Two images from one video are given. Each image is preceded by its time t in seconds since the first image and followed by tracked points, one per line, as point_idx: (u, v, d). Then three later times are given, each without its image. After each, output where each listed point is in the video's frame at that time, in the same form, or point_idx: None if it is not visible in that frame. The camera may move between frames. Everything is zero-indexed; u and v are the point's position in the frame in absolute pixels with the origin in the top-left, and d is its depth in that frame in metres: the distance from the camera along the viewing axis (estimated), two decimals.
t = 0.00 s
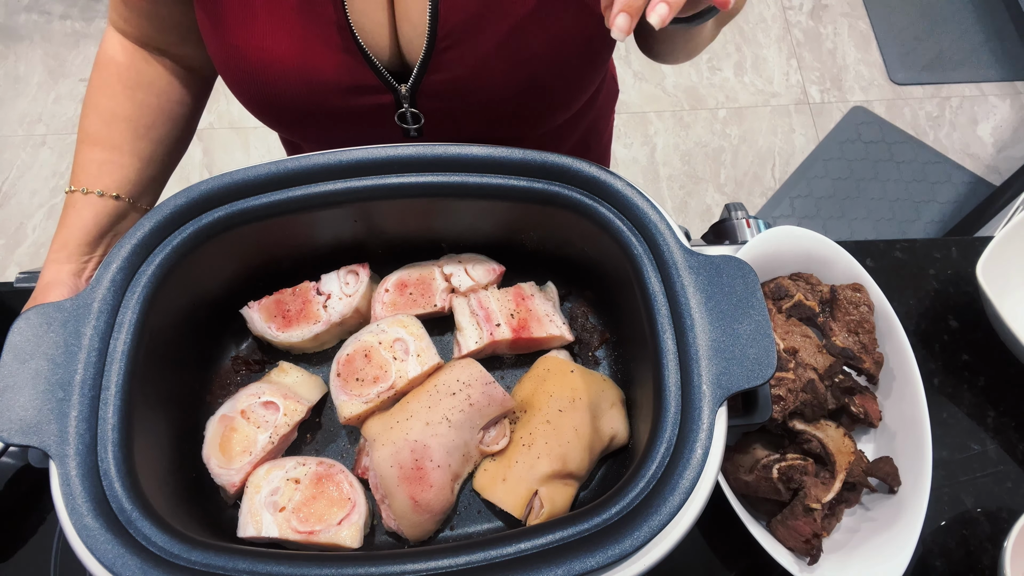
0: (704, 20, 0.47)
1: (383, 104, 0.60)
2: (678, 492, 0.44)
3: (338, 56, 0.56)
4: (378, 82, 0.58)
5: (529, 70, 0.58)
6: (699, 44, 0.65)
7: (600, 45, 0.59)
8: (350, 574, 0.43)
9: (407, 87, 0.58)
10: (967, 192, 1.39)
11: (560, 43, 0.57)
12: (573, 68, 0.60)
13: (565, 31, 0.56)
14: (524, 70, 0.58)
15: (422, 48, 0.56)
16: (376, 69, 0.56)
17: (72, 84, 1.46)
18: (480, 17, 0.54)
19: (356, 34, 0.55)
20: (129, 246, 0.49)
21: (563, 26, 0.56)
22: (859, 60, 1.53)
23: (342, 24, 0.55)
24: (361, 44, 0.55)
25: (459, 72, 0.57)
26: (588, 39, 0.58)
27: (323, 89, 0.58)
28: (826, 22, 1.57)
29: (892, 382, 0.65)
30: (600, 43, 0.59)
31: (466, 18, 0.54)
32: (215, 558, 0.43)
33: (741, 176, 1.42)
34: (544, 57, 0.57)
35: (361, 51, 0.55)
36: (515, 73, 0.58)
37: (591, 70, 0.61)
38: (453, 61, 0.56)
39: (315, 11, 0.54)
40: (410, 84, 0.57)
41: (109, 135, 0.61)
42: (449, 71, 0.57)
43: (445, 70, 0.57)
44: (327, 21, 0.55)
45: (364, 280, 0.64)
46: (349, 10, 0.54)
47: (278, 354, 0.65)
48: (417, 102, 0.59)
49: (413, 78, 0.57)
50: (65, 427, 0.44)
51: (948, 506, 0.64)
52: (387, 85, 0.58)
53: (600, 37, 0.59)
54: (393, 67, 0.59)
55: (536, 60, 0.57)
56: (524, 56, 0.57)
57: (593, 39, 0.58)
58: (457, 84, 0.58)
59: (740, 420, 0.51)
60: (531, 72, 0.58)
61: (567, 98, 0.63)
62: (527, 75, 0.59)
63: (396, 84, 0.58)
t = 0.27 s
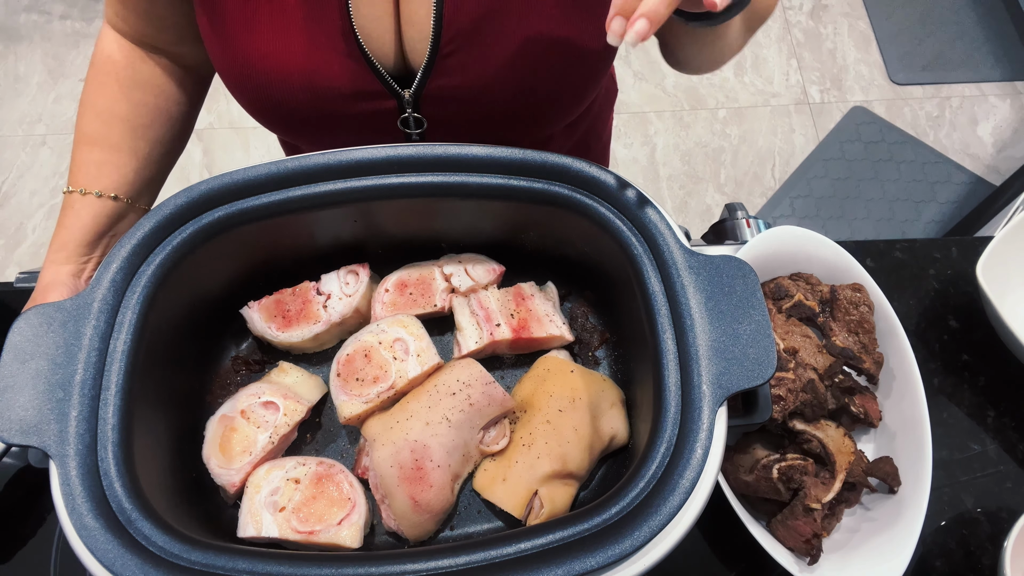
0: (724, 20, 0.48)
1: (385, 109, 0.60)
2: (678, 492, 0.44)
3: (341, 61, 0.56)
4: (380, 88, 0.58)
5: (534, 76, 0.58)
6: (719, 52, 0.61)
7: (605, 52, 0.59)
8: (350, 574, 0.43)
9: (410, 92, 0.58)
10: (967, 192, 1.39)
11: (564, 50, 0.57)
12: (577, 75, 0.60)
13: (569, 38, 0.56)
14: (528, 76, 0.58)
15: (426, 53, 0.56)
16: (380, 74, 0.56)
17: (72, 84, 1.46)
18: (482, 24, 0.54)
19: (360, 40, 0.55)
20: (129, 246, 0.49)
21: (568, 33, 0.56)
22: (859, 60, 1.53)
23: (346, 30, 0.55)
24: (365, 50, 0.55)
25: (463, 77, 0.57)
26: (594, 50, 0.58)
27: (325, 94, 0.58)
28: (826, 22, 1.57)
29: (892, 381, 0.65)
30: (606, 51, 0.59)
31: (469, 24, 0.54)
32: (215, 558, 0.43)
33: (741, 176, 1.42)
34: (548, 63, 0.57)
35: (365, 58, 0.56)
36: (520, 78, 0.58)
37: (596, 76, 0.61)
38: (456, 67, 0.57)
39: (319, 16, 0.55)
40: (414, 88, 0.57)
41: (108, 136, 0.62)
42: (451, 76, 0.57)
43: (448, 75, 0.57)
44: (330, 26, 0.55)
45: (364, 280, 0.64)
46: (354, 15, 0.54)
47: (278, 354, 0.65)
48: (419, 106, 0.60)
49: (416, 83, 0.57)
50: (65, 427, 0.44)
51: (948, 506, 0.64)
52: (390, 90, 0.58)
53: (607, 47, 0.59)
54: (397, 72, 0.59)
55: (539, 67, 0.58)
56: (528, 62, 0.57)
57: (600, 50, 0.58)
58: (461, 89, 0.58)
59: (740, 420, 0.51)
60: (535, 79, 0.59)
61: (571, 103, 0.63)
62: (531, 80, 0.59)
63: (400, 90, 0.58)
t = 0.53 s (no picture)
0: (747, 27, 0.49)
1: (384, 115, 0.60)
2: (678, 492, 0.44)
3: (342, 67, 0.56)
4: (380, 94, 0.58)
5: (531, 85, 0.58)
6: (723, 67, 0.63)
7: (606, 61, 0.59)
8: (350, 574, 0.43)
9: (410, 99, 0.58)
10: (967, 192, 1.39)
11: (564, 58, 0.57)
12: (578, 85, 0.60)
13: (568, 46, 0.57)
14: (527, 83, 0.58)
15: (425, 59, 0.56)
16: (379, 80, 0.57)
17: (72, 84, 1.46)
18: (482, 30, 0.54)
19: (360, 46, 0.55)
20: (129, 246, 0.49)
21: (567, 42, 0.56)
22: (859, 60, 1.53)
23: (348, 35, 0.55)
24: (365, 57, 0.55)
25: (461, 84, 0.57)
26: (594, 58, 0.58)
27: (326, 98, 0.58)
28: (826, 22, 1.57)
29: (892, 381, 0.65)
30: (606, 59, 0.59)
31: (469, 31, 0.54)
32: (215, 558, 0.43)
33: (741, 176, 1.42)
34: (548, 71, 0.58)
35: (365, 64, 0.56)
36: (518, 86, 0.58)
37: (597, 86, 0.61)
38: (456, 74, 0.57)
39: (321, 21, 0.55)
40: (413, 95, 0.58)
41: (108, 137, 0.62)
42: (451, 83, 0.57)
43: (448, 82, 0.57)
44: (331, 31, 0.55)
45: (364, 280, 0.64)
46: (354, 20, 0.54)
47: (278, 354, 0.65)
48: (419, 113, 0.60)
49: (416, 89, 0.57)
50: (65, 427, 0.44)
51: (948, 506, 0.64)
52: (389, 96, 0.58)
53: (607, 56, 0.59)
54: (397, 78, 0.59)
55: (539, 74, 0.58)
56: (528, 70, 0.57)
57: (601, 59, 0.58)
58: (459, 96, 0.59)
59: (740, 420, 0.51)
60: (533, 87, 0.59)
61: (572, 111, 0.63)
62: (531, 88, 0.59)
63: (400, 96, 0.59)
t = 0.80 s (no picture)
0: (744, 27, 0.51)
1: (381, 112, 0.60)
2: (678, 492, 0.44)
3: (336, 63, 0.56)
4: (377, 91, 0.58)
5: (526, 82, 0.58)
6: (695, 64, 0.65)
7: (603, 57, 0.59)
8: (350, 574, 0.43)
9: (404, 97, 0.58)
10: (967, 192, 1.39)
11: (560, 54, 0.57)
12: (574, 82, 0.60)
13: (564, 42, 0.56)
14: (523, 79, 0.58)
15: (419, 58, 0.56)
16: (374, 77, 0.56)
17: (72, 84, 1.46)
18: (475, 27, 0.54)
19: (355, 43, 0.55)
20: (129, 246, 0.49)
21: (562, 39, 0.56)
22: (859, 60, 1.53)
23: (341, 31, 0.55)
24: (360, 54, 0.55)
25: (457, 81, 0.57)
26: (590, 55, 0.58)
27: (321, 95, 0.58)
28: (826, 22, 1.57)
29: (892, 382, 0.65)
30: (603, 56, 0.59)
31: (464, 27, 0.54)
32: (215, 558, 0.43)
33: (741, 176, 1.42)
34: (544, 68, 0.57)
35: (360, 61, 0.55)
36: (513, 82, 0.58)
37: (593, 83, 0.61)
38: (451, 70, 0.57)
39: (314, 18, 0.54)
40: (407, 92, 0.58)
41: (108, 136, 0.62)
42: (447, 80, 0.57)
43: (442, 79, 0.57)
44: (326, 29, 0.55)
45: (364, 280, 0.64)
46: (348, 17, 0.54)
47: (278, 354, 0.65)
48: (413, 111, 0.60)
49: (410, 85, 0.57)
50: (65, 427, 0.44)
51: (948, 506, 0.64)
52: (384, 94, 0.58)
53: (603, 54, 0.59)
54: (392, 76, 0.59)
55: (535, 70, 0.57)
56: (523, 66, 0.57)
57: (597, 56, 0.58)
58: (454, 94, 0.59)
59: (740, 420, 0.51)
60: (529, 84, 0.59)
61: (569, 109, 0.63)
62: (527, 84, 0.58)
63: (394, 92, 0.58)
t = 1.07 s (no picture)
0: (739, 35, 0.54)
1: (384, 107, 0.60)
2: (678, 492, 0.44)
3: (338, 59, 0.56)
4: (380, 85, 0.58)
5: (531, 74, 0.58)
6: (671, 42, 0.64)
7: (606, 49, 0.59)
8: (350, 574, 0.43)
9: (410, 89, 0.57)
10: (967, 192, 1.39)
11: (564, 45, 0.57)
12: (578, 75, 0.60)
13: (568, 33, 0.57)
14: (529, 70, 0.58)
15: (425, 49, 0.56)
16: (377, 70, 0.56)
17: (72, 84, 1.46)
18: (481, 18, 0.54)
19: (356, 37, 0.55)
20: (129, 246, 0.49)
21: (567, 30, 0.57)
22: (859, 60, 1.53)
23: (342, 27, 0.55)
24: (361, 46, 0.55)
25: (462, 73, 0.57)
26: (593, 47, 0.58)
27: (323, 92, 0.58)
28: (826, 22, 1.57)
29: (892, 382, 0.65)
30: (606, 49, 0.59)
31: (469, 19, 0.54)
32: (215, 558, 0.43)
33: (741, 176, 1.42)
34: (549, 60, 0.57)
35: (362, 53, 0.55)
36: (518, 75, 0.58)
37: (596, 75, 0.61)
38: (457, 62, 0.57)
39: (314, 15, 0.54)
40: (412, 85, 0.57)
41: (109, 137, 0.61)
42: (452, 72, 0.57)
43: (448, 71, 0.57)
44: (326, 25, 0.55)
45: (364, 280, 0.64)
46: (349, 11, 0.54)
47: (278, 354, 0.65)
48: (419, 103, 0.59)
49: (416, 80, 0.57)
50: (66, 427, 0.44)
51: (948, 506, 0.64)
52: (387, 87, 0.57)
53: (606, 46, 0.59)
54: (396, 71, 0.59)
55: (540, 62, 0.57)
56: (529, 58, 0.57)
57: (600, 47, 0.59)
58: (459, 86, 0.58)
59: (740, 420, 0.51)
60: (534, 77, 0.58)
61: (572, 102, 0.63)
62: (532, 76, 0.58)
63: (400, 87, 0.58)
